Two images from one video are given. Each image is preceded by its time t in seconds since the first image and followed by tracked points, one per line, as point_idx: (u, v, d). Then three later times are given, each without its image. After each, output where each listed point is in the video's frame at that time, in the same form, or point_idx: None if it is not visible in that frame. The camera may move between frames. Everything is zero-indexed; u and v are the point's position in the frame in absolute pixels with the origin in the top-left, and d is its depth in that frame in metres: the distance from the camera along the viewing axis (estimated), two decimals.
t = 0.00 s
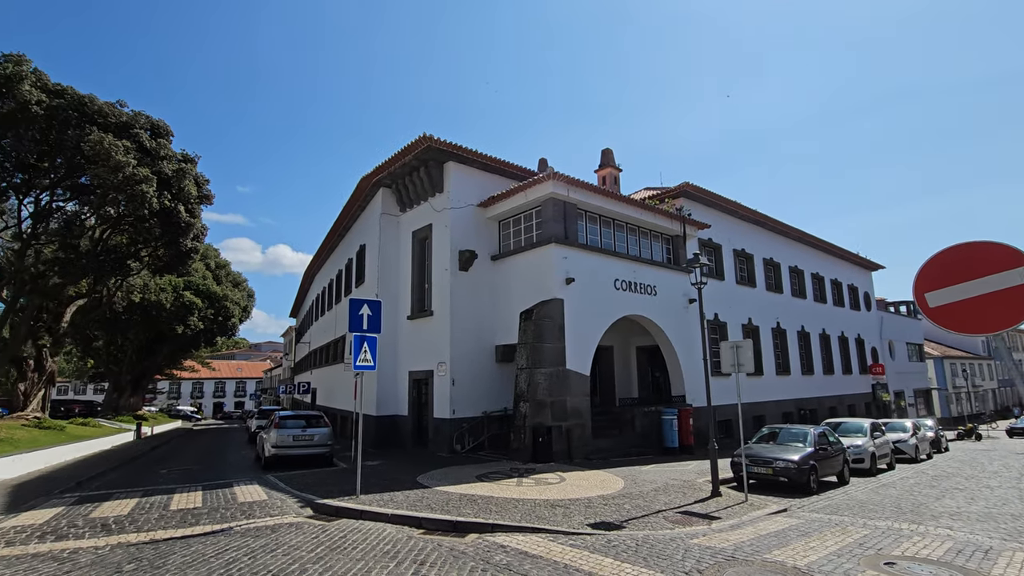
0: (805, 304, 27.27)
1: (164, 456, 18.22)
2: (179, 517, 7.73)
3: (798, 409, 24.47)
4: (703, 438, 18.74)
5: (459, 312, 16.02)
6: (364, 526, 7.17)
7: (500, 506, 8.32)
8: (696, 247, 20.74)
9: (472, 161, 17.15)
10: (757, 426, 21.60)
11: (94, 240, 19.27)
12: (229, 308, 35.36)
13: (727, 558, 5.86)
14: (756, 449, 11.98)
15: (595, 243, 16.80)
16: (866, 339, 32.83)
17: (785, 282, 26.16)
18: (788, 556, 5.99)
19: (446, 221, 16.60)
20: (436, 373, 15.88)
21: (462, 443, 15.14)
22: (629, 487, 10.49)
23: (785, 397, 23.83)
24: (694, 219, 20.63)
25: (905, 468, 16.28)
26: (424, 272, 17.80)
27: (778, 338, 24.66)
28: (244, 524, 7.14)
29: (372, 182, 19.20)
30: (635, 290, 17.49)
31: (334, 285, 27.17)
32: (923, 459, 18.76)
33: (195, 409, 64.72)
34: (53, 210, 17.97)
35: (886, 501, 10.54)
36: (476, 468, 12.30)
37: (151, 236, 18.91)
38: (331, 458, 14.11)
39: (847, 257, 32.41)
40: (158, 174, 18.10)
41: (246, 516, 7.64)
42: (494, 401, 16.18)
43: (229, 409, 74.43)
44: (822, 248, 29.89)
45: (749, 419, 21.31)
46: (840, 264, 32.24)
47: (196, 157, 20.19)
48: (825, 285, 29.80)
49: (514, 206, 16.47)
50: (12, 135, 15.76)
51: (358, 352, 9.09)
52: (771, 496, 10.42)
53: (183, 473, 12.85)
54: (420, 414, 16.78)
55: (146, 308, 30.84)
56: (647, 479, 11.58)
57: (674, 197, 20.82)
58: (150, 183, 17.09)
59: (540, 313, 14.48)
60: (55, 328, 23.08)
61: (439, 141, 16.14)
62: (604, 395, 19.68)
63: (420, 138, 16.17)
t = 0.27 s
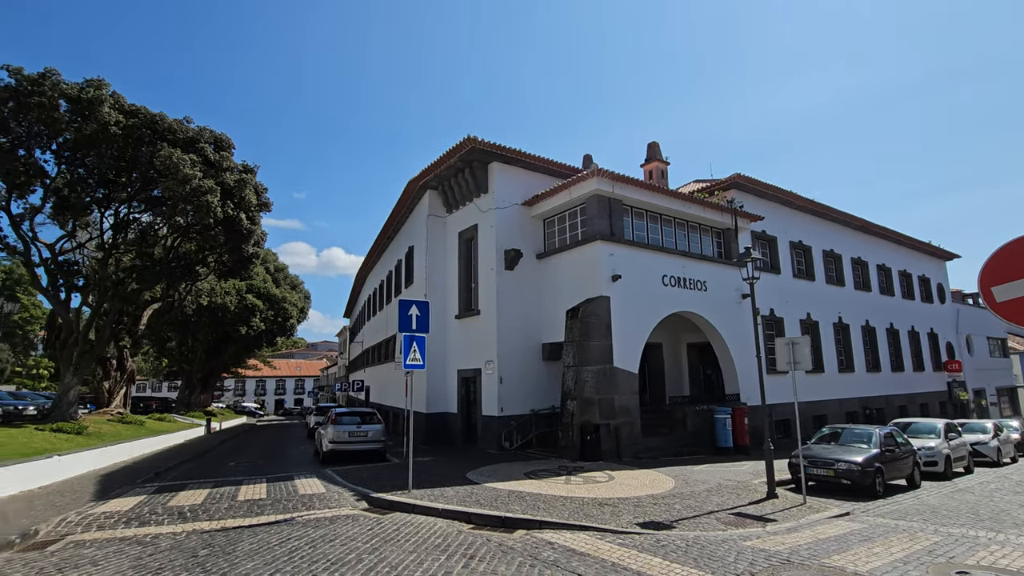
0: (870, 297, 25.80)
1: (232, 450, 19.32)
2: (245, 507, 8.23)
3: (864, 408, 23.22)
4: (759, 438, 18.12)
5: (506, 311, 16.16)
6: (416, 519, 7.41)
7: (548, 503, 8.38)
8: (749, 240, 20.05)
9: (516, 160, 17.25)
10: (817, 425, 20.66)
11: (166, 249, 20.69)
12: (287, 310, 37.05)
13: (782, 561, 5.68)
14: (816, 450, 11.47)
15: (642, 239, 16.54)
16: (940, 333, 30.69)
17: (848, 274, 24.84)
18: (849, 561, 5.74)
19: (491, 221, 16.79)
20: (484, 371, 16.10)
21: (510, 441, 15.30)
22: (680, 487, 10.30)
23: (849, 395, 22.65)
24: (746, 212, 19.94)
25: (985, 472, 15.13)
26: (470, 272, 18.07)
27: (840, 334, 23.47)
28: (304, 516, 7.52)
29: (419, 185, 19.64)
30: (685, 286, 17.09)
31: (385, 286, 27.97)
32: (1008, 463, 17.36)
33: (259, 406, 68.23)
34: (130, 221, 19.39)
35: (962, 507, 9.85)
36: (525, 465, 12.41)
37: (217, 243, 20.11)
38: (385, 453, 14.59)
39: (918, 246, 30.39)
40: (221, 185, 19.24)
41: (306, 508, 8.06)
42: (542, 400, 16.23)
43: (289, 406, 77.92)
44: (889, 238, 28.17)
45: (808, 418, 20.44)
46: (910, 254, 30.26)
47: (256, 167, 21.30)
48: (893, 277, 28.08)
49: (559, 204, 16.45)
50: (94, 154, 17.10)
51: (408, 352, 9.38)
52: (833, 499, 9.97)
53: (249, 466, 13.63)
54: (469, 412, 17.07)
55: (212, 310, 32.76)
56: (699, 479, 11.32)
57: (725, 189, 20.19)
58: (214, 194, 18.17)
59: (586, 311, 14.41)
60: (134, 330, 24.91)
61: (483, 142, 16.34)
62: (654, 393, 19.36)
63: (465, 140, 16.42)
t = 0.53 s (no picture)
0: (946, 288, 24.02)
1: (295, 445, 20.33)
2: (308, 499, 8.67)
3: (941, 407, 21.68)
4: (822, 438, 17.30)
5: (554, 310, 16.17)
6: (468, 514, 7.58)
7: (598, 501, 8.36)
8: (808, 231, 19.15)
9: (561, 158, 17.21)
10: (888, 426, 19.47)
11: (232, 255, 21.96)
12: (343, 311, 38.48)
13: (845, 567, 5.44)
14: (885, 451, 10.83)
15: (693, 233, 16.11)
16: None
17: (920, 264, 23.24)
18: (919, 569, 5.42)
19: (537, 219, 16.83)
20: (533, 369, 16.18)
21: (560, 439, 15.32)
22: (736, 488, 10.01)
23: (924, 393, 21.21)
24: (805, 201, 19.03)
25: None
26: (518, 270, 18.18)
27: (913, 328, 22.00)
28: (362, 508, 7.85)
29: (466, 186, 19.93)
30: (740, 281, 16.52)
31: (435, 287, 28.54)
32: None
33: (319, 403, 71.23)
34: (199, 230, 20.69)
35: None
36: (575, 463, 12.40)
37: (277, 249, 21.16)
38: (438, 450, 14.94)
39: (1004, 232, 27.99)
40: (280, 193, 20.25)
41: (364, 500, 8.40)
42: (591, 397, 16.15)
43: (347, 403, 80.93)
44: (968, 224, 26.12)
45: (878, 418, 19.32)
46: (993, 241, 27.94)
47: (312, 175, 22.23)
48: (974, 267, 26.02)
49: (606, 200, 16.27)
50: (167, 169, 18.38)
51: (457, 350, 9.57)
52: (904, 503, 9.40)
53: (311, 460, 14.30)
54: (519, 410, 17.20)
55: (275, 312, 34.46)
56: (757, 480, 10.94)
57: (782, 178, 19.35)
58: (274, 202, 19.11)
59: (635, 308, 14.20)
60: (205, 331, 26.60)
61: (528, 141, 16.40)
62: (708, 391, 18.88)
63: (510, 139, 16.55)
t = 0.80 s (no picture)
0: None
1: (351, 441, 21.09)
2: (364, 492, 9.03)
3: None
4: (890, 439, 16.34)
5: (601, 307, 16.03)
6: (517, 511, 7.67)
7: (649, 500, 8.26)
8: (872, 220, 18.10)
9: (606, 153, 17.04)
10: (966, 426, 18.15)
11: (290, 260, 23.02)
12: (393, 311, 39.53)
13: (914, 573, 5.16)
14: (961, 453, 10.12)
15: (745, 226, 15.57)
16: None
17: (1001, 252, 21.50)
18: None
19: (582, 217, 16.74)
20: (581, 367, 16.11)
21: (610, 438, 15.19)
22: (795, 490, 9.63)
23: (1007, 391, 19.62)
24: (867, 188, 18.00)
25: None
26: (563, 269, 18.14)
27: (994, 321, 20.38)
28: (415, 503, 8.09)
29: (510, 185, 20.05)
30: (797, 274, 15.82)
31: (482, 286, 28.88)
32: None
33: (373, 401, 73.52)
34: (260, 237, 21.81)
35: None
36: (625, 462, 12.27)
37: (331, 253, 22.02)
38: (487, 447, 15.16)
39: None
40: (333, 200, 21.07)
41: (417, 495, 8.66)
42: (641, 396, 15.90)
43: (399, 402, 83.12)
44: None
45: (954, 418, 18.07)
46: None
47: (362, 181, 22.98)
48: None
49: (653, 195, 15.98)
50: (230, 181, 19.49)
51: (504, 349, 9.68)
52: (983, 509, 8.77)
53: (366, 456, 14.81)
54: (567, 408, 17.17)
55: (330, 314, 35.82)
56: (818, 482, 10.48)
57: (841, 165, 18.39)
58: (327, 208, 19.90)
59: (685, 304, 13.86)
60: (267, 333, 28.00)
61: (572, 138, 16.33)
62: (765, 389, 18.18)
63: (554, 138, 16.53)
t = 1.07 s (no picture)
0: None
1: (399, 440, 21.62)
2: (412, 490, 9.26)
3: None
4: (961, 442, 15.34)
5: (645, 306, 15.80)
6: (562, 510, 7.68)
7: (697, 502, 8.09)
8: (936, 209, 17.03)
9: (647, 150, 16.78)
10: None
11: (339, 264, 23.83)
12: (438, 312, 40.22)
13: None
14: None
15: (796, 219, 14.98)
16: None
17: None
18: None
19: (624, 215, 16.55)
20: (625, 367, 15.94)
21: (656, 438, 14.95)
22: (855, 494, 9.20)
23: None
24: (931, 175, 16.96)
25: None
26: (606, 267, 17.98)
27: None
28: (461, 501, 8.23)
29: (551, 185, 20.05)
30: (853, 268, 15.08)
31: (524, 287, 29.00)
32: None
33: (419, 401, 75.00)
34: (310, 242, 22.70)
35: None
36: (672, 463, 12.05)
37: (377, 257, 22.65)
38: (531, 447, 15.21)
39: None
40: (378, 205, 21.70)
41: (463, 493, 8.81)
42: (689, 396, 15.57)
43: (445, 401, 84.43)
44: None
45: None
46: None
47: (405, 186, 23.54)
48: None
49: (697, 190, 15.61)
50: (281, 190, 20.38)
51: (547, 349, 9.71)
52: None
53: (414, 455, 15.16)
54: (612, 408, 17.01)
55: (377, 315, 36.79)
56: (880, 487, 9.96)
57: (901, 152, 17.40)
58: (373, 214, 20.48)
59: (733, 302, 13.46)
60: (318, 335, 29.09)
61: (613, 136, 16.18)
62: (821, 389, 17.50)
63: (594, 136, 16.43)
